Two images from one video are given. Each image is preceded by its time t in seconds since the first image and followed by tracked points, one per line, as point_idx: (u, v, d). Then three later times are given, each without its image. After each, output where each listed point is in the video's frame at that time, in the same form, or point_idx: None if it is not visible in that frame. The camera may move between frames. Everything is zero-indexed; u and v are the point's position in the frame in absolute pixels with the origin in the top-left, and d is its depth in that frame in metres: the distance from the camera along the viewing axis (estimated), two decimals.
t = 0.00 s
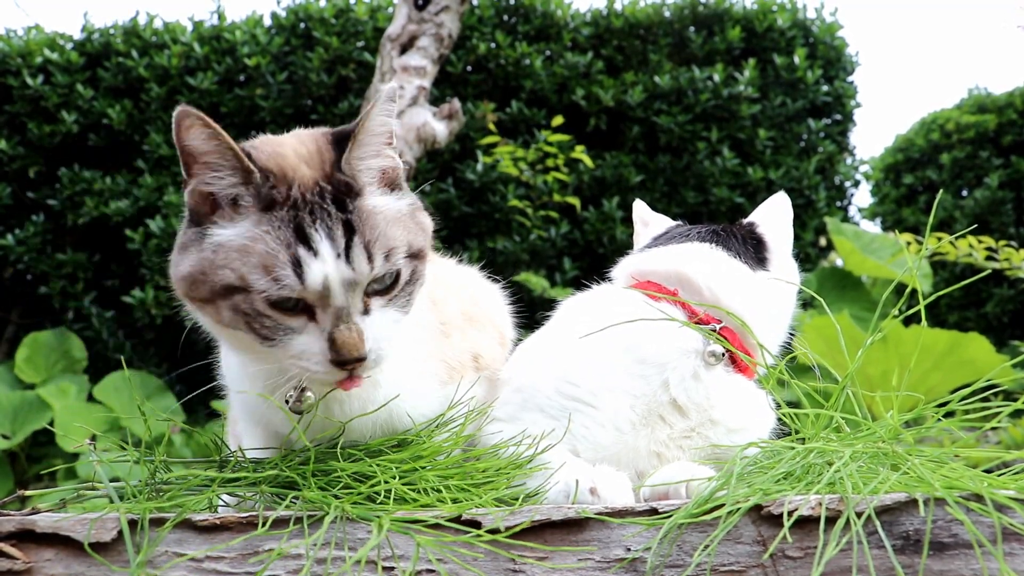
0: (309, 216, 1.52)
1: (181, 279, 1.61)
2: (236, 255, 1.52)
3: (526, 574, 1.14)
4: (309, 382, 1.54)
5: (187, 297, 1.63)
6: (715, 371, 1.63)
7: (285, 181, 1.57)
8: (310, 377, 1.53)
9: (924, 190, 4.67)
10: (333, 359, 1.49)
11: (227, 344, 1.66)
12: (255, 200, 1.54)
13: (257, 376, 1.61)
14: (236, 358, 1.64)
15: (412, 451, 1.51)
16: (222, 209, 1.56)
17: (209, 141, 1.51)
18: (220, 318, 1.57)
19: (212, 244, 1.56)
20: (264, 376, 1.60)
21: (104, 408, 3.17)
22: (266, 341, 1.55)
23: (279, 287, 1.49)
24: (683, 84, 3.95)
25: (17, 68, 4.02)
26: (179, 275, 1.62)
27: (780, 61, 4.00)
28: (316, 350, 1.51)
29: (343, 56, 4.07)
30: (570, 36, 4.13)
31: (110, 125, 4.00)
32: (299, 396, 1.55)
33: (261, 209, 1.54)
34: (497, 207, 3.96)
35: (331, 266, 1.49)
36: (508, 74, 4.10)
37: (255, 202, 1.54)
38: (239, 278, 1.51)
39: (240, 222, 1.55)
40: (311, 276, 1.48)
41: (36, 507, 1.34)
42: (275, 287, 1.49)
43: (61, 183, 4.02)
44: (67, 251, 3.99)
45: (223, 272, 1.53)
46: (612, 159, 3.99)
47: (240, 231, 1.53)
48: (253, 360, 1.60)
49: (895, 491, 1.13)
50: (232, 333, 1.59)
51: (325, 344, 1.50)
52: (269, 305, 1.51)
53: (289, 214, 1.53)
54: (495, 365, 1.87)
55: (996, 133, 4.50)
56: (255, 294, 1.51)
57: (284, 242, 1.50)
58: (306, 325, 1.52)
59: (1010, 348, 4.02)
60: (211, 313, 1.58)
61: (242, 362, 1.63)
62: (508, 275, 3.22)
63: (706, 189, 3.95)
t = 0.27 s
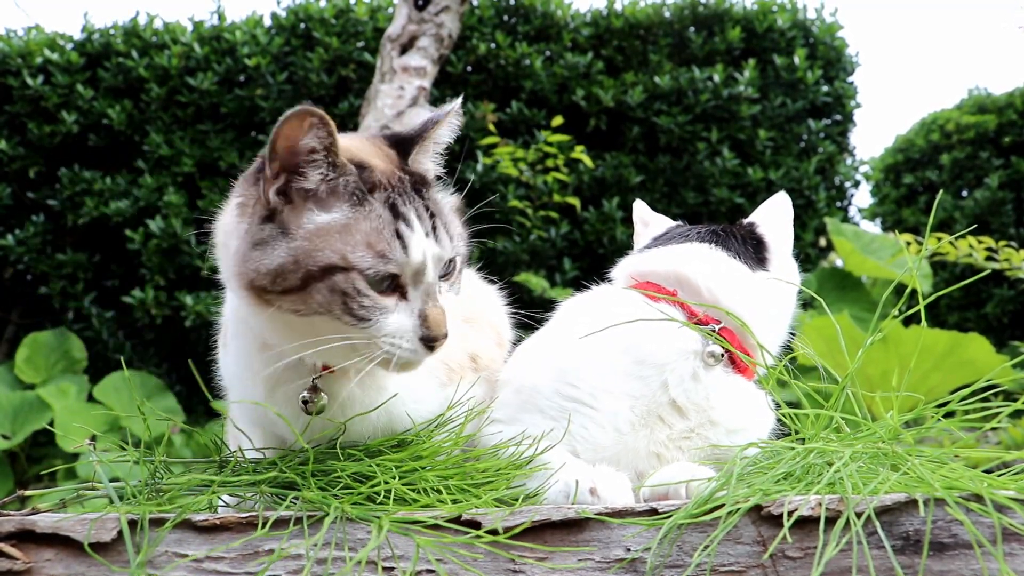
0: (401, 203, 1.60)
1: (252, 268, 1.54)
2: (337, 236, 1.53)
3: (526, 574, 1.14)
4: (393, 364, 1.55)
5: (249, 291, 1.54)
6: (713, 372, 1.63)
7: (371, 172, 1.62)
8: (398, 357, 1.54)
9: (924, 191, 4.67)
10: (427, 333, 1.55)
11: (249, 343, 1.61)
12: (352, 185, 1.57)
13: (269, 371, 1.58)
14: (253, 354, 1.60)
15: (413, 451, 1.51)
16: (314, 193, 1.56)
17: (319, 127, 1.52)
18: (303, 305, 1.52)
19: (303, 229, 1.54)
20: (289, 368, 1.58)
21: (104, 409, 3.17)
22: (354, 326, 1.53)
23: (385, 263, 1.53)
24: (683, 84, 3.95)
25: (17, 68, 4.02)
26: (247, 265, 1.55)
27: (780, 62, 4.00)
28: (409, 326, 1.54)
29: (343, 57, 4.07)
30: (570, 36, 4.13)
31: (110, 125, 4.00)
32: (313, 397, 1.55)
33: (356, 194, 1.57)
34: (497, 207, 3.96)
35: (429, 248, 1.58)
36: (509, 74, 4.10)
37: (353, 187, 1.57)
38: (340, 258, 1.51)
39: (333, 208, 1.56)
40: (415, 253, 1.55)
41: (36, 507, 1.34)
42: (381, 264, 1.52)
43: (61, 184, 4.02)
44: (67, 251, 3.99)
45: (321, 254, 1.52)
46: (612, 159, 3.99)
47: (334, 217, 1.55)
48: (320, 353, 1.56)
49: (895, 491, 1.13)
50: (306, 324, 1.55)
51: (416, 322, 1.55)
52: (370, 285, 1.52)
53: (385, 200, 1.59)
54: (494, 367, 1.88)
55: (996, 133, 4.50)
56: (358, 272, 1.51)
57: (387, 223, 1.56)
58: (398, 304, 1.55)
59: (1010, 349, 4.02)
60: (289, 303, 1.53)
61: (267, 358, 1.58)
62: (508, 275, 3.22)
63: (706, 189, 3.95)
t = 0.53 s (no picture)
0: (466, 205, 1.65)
1: (327, 255, 1.49)
2: (417, 233, 1.54)
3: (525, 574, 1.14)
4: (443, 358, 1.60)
5: (317, 277, 1.50)
6: (693, 381, 1.62)
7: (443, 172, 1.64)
8: (450, 351, 1.59)
9: (924, 191, 4.67)
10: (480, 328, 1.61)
11: (279, 331, 1.59)
12: (431, 183, 1.58)
13: (289, 361, 1.57)
14: (281, 342, 1.58)
15: (414, 452, 1.52)
16: (395, 187, 1.55)
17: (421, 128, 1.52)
18: (373, 297, 1.51)
19: (381, 221, 1.53)
20: (313, 359, 1.57)
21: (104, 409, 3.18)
22: (418, 320, 1.55)
23: (458, 263, 1.57)
24: (683, 85, 3.95)
25: (17, 68, 4.02)
26: (321, 251, 1.50)
27: (780, 62, 4.00)
28: (466, 322, 1.59)
29: (343, 57, 4.06)
30: (571, 36, 4.13)
31: (110, 125, 4.00)
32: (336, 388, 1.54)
33: (433, 192, 1.59)
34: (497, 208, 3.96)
35: (488, 250, 1.64)
36: (509, 75, 4.10)
37: (432, 186, 1.59)
38: (418, 254, 1.52)
39: (411, 203, 1.56)
40: (480, 254, 1.61)
41: (36, 507, 1.34)
42: (455, 264, 1.56)
43: (61, 184, 4.02)
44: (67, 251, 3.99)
45: (400, 248, 1.52)
46: (612, 160, 3.99)
47: (416, 214, 1.56)
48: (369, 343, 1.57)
49: (895, 492, 1.13)
50: (368, 316, 1.53)
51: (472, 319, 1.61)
52: (439, 282, 1.55)
53: (456, 201, 1.63)
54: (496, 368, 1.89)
55: (996, 133, 4.51)
56: (433, 269, 1.53)
57: (459, 224, 1.60)
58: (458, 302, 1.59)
59: (1009, 349, 4.02)
60: (359, 293, 1.51)
61: (297, 344, 1.58)
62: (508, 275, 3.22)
63: (706, 189, 3.95)
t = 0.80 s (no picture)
0: (484, 219, 1.67)
1: (344, 270, 1.50)
2: (436, 247, 1.55)
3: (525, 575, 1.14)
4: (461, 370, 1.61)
5: (333, 292, 1.50)
6: (645, 394, 1.61)
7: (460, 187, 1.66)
8: (469, 363, 1.61)
9: (924, 191, 4.67)
10: (497, 340, 1.63)
11: (289, 336, 1.58)
12: (449, 199, 1.60)
13: (297, 365, 1.58)
14: (289, 347, 1.58)
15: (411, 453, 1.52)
16: (414, 202, 1.56)
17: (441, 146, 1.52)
18: (391, 311, 1.53)
19: (399, 236, 1.54)
20: (321, 364, 1.58)
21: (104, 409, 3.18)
22: (435, 333, 1.56)
23: (476, 277, 1.59)
24: (683, 85, 3.95)
25: (17, 68, 4.02)
26: (339, 266, 1.50)
27: (779, 62, 4.00)
28: (483, 335, 1.62)
29: (343, 57, 4.06)
30: (570, 36, 4.13)
31: (110, 125, 4.00)
32: (344, 395, 1.54)
33: (452, 208, 1.61)
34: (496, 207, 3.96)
35: (506, 264, 1.67)
36: (509, 75, 4.10)
37: (453, 202, 1.61)
38: (437, 269, 1.54)
39: (429, 218, 1.57)
40: (498, 268, 1.63)
41: (36, 507, 1.33)
42: (474, 278, 1.58)
43: (61, 184, 4.03)
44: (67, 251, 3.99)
45: (419, 263, 1.53)
46: (612, 160, 3.99)
47: (435, 229, 1.57)
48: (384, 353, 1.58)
49: (895, 492, 1.13)
50: (385, 328, 1.55)
51: (489, 331, 1.63)
52: (457, 296, 1.57)
53: (474, 216, 1.64)
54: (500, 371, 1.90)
55: (995, 134, 4.51)
56: (452, 283, 1.55)
57: (477, 238, 1.62)
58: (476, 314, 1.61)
59: (1009, 349, 4.02)
60: (378, 307, 1.52)
61: (306, 349, 1.58)
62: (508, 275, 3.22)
63: (706, 189, 3.94)
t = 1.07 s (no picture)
0: (470, 213, 1.65)
1: (320, 259, 1.50)
2: (412, 238, 1.54)
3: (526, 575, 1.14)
4: (441, 364, 1.60)
5: (310, 280, 1.51)
6: (637, 398, 1.62)
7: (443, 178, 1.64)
8: (448, 358, 1.59)
9: (924, 192, 4.67)
10: (478, 335, 1.61)
11: (285, 334, 1.59)
12: (430, 190, 1.59)
13: (295, 362, 1.58)
14: (286, 346, 1.58)
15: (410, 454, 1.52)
16: (391, 192, 1.56)
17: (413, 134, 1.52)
18: (366, 301, 1.52)
19: (376, 226, 1.54)
20: (318, 362, 1.58)
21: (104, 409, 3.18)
22: (412, 325, 1.56)
23: (454, 271, 1.56)
24: (683, 85, 3.95)
25: (17, 69, 4.02)
26: (315, 256, 1.51)
27: (779, 63, 4.00)
28: (462, 329, 1.59)
29: (343, 58, 4.05)
30: (570, 37, 4.13)
31: (110, 125, 4.00)
32: (337, 392, 1.55)
33: (432, 199, 1.59)
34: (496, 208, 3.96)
35: (488, 259, 1.64)
36: (509, 75, 4.10)
37: (432, 194, 1.59)
38: (412, 260, 1.52)
39: (407, 209, 1.57)
40: (479, 263, 1.60)
41: (35, 508, 1.33)
42: (451, 271, 1.56)
43: (61, 184, 4.03)
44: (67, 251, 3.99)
45: (393, 254, 1.52)
46: (612, 160, 3.99)
47: (412, 220, 1.56)
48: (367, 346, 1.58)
49: (895, 492, 1.13)
50: (362, 320, 1.54)
51: (469, 325, 1.61)
52: (434, 288, 1.55)
53: (457, 208, 1.62)
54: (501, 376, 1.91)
55: (995, 134, 4.51)
56: (427, 275, 1.53)
57: (458, 231, 1.59)
58: (454, 308, 1.59)
59: (1009, 349, 4.02)
60: (352, 299, 1.51)
61: (303, 347, 1.58)
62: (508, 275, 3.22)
63: (706, 190, 3.94)
